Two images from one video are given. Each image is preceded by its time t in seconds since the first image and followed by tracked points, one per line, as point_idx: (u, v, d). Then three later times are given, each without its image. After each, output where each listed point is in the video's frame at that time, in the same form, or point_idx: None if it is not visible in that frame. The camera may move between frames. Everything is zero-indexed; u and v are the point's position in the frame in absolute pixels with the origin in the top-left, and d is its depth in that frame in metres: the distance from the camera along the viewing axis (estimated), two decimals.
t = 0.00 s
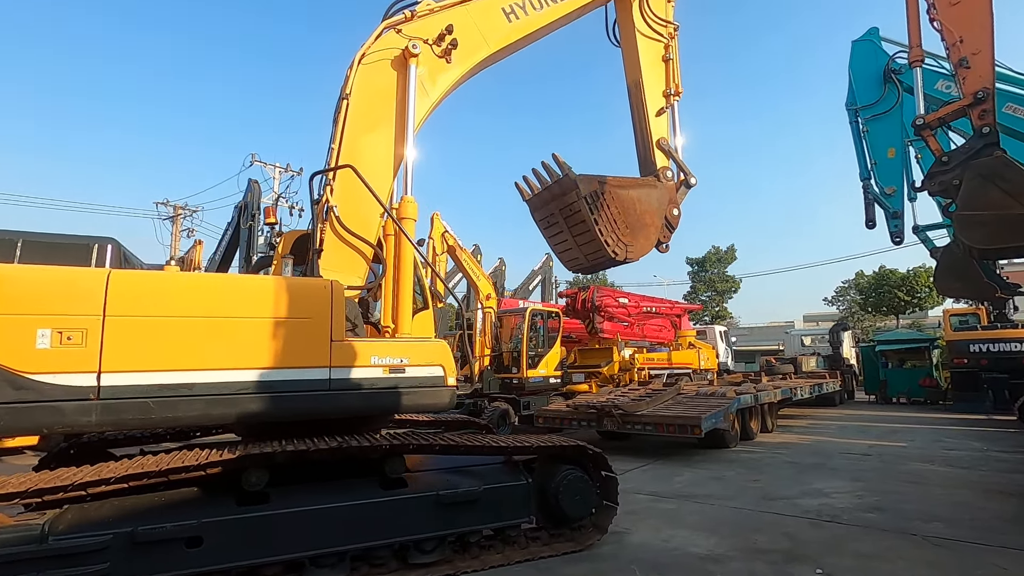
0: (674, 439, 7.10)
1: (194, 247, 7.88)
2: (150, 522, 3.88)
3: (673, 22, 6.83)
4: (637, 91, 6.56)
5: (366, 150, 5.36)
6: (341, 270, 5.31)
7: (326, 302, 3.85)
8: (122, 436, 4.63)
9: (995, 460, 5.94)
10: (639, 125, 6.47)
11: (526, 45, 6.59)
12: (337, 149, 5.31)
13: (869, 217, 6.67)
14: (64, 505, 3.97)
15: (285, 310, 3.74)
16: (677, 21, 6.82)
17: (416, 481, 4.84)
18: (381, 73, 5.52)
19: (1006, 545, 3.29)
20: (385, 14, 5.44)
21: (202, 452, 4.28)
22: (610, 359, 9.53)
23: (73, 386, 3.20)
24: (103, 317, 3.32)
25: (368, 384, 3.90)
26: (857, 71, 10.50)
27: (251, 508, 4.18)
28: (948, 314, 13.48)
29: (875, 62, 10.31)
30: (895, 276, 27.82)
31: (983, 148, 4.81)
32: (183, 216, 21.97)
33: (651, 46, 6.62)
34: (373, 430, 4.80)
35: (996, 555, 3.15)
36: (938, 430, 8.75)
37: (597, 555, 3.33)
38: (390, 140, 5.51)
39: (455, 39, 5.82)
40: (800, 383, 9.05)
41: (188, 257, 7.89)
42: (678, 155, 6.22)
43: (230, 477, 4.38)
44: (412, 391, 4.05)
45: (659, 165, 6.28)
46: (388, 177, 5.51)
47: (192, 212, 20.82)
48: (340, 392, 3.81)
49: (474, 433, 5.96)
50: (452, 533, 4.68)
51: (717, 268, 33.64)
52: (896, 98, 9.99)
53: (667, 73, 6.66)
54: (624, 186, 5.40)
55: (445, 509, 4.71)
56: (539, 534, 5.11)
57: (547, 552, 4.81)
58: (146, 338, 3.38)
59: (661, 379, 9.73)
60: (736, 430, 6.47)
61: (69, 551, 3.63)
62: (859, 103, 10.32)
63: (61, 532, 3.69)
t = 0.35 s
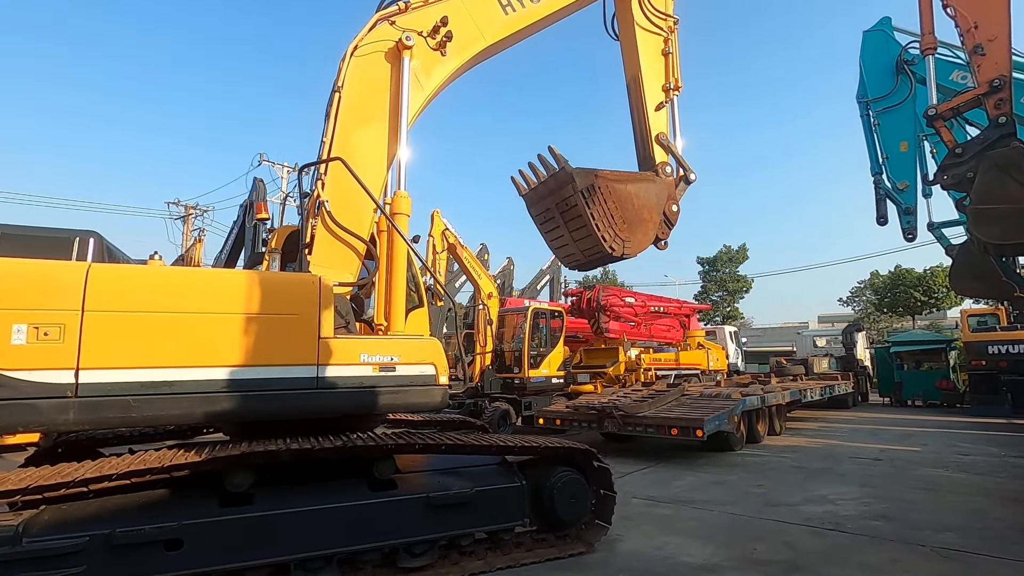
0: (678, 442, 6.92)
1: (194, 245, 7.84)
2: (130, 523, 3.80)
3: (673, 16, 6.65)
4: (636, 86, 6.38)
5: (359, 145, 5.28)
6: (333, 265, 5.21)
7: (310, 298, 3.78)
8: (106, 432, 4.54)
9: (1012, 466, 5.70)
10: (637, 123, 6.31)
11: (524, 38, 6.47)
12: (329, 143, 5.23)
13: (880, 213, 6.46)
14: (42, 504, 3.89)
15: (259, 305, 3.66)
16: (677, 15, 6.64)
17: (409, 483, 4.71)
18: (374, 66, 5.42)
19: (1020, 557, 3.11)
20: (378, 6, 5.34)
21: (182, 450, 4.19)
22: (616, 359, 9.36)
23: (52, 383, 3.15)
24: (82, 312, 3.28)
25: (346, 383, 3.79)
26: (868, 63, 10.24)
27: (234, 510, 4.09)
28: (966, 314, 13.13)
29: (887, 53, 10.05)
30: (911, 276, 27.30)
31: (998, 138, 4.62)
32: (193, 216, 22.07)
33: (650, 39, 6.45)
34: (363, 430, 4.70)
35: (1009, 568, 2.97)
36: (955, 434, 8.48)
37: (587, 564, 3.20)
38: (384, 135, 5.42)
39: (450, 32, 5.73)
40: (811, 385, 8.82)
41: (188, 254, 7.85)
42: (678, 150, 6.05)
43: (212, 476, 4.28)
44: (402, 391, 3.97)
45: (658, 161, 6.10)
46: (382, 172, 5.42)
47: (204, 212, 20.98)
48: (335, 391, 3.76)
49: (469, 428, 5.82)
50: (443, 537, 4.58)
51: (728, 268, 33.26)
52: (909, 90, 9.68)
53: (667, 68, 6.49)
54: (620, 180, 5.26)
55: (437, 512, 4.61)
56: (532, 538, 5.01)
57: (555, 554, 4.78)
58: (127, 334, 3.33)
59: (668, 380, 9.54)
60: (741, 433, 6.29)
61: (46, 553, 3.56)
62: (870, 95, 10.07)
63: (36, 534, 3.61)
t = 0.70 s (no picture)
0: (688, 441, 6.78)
1: (200, 245, 7.82)
2: (138, 526, 3.76)
3: (675, 15, 6.50)
4: (638, 83, 6.20)
5: (364, 140, 5.24)
6: (338, 262, 5.19)
7: (312, 295, 3.71)
8: (109, 434, 4.48)
9: None
10: (641, 119, 6.11)
11: (531, 34, 6.35)
12: (334, 138, 5.19)
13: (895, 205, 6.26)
14: (45, 506, 3.82)
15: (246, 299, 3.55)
16: (679, 14, 6.50)
17: (419, 483, 4.66)
18: (380, 61, 5.37)
19: None
20: None
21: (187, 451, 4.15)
22: (624, 357, 9.20)
23: (60, 383, 3.09)
24: (89, 310, 3.22)
25: (336, 380, 3.68)
26: (881, 49, 9.99)
27: (244, 511, 4.05)
28: (986, 309, 12.80)
29: (902, 40, 9.80)
30: (930, 270, 26.79)
31: (1019, 124, 4.42)
32: (205, 216, 22.19)
33: (652, 37, 6.28)
34: (370, 428, 4.64)
35: None
36: (975, 432, 8.24)
37: (586, 569, 3.10)
38: (389, 131, 5.37)
39: (456, 27, 5.65)
40: (825, 382, 8.63)
41: (193, 255, 7.84)
42: (679, 149, 5.91)
43: (219, 477, 4.25)
44: (411, 391, 3.90)
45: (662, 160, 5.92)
46: (386, 168, 5.38)
47: (217, 213, 21.16)
48: (335, 390, 3.68)
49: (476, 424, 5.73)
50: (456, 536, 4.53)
51: (741, 263, 32.91)
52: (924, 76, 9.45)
53: (671, 65, 6.30)
54: (627, 179, 5.12)
55: (448, 511, 4.55)
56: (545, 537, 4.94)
57: (547, 556, 4.64)
58: (136, 332, 3.28)
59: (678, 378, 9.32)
60: (751, 432, 6.14)
61: (55, 557, 3.50)
62: (884, 83, 9.83)
63: (43, 538, 3.54)
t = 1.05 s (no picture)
0: (709, 439, 6.58)
1: (217, 240, 7.86)
2: (154, 521, 3.73)
3: (688, 7, 6.24)
4: (649, 76, 5.93)
5: (377, 133, 5.07)
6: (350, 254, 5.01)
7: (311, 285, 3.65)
8: (126, 428, 4.48)
9: None
10: (651, 113, 5.85)
11: (544, 25, 6.16)
12: (346, 130, 5.03)
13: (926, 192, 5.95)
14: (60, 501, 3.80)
15: (236, 287, 3.49)
16: (691, 6, 6.25)
17: (435, 477, 4.55)
18: (392, 51, 5.19)
19: None
20: None
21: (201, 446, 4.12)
22: (642, 352, 8.98)
23: (75, 374, 3.09)
24: (105, 301, 3.21)
25: (325, 373, 3.60)
26: (913, 30, 9.57)
27: (261, 505, 4.00)
28: None
29: (935, 20, 9.38)
30: (966, 263, 25.89)
31: None
32: (230, 213, 22.50)
33: (663, 29, 5.99)
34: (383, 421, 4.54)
35: None
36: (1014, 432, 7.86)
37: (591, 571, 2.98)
38: (401, 124, 5.20)
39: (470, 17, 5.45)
40: (852, 379, 8.32)
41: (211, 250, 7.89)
42: (691, 142, 5.67)
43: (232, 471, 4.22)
44: (427, 380, 3.94)
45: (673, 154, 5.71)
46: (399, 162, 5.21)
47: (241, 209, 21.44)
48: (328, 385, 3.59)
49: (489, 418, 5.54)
50: (473, 531, 4.45)
51: (767, 257, 32.26)
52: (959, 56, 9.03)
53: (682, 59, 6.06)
54: (639, 173, 4.92)
55: (465, 506, 4.46)
56: (563, 531, 4.81)
57: (547, 556, 4.45)
58: (149, 323, 3.26)
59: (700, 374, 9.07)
60: (773, 430, 5.93)
61: (72, 551, 3.48)
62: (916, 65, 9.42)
63: (60, 532, 3.53)
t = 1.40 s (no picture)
0: (729, 438, 6.36)
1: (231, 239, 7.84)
2: (165, 520, 3.59)
3: None
4: (656, 69, 5.69)
5: (384, 128, 4.90)
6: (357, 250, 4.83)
7: (299, 278, 3.61)
8: (136, 426, 4.40)
9: None
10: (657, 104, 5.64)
11: (551, 17, 5.97)
12: (353, 125, 4.86)
13: (958, 178, 5.64)
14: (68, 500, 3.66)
15: (224, 279, 3.43)
16: None
17: (446, 475, 4.38)
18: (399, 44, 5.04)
19: None
20: None
21: (211, 445, 4.03)
22: (660, 349, 8.78)
23: (85, 373, 3.08)
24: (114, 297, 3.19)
25: (315, 372, 3.54)
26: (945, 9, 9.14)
27: (272, 504, 3.87)
28: None
29: None
30: (1005, 255, 24.91)
31: None
32: (254, 211, 22.70)
33: (671, 21, 5.76)
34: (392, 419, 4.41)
35: None
36: None
37: None
38: (409, 119, 5.04)
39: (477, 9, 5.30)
40: (881, 376, 8.00)
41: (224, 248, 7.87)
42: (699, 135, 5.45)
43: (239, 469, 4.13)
44: (437, 377, 3.97)
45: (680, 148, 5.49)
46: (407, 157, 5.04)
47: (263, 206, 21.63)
48: (323, 381, 3.57)
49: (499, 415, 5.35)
50: (487, 530, 4.29)
51: (794, 250, 31.55)
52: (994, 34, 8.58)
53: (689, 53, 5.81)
54: (648, 166, 4.75)
55: (478, 505, 4.28)
56: (576, 529, 4.65)
57: (542, 556, 4.26)
58: (158, 320, 3.24)
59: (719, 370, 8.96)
60: (795, 429, 5.70)
61: (82, 552, 3.34)
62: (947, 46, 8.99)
63: (70, 532, 3.38)
